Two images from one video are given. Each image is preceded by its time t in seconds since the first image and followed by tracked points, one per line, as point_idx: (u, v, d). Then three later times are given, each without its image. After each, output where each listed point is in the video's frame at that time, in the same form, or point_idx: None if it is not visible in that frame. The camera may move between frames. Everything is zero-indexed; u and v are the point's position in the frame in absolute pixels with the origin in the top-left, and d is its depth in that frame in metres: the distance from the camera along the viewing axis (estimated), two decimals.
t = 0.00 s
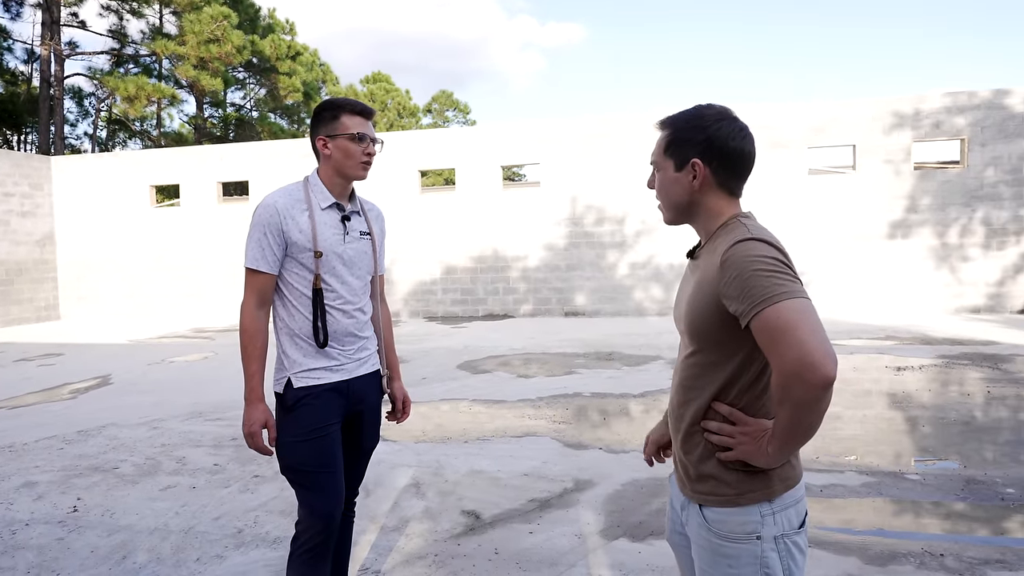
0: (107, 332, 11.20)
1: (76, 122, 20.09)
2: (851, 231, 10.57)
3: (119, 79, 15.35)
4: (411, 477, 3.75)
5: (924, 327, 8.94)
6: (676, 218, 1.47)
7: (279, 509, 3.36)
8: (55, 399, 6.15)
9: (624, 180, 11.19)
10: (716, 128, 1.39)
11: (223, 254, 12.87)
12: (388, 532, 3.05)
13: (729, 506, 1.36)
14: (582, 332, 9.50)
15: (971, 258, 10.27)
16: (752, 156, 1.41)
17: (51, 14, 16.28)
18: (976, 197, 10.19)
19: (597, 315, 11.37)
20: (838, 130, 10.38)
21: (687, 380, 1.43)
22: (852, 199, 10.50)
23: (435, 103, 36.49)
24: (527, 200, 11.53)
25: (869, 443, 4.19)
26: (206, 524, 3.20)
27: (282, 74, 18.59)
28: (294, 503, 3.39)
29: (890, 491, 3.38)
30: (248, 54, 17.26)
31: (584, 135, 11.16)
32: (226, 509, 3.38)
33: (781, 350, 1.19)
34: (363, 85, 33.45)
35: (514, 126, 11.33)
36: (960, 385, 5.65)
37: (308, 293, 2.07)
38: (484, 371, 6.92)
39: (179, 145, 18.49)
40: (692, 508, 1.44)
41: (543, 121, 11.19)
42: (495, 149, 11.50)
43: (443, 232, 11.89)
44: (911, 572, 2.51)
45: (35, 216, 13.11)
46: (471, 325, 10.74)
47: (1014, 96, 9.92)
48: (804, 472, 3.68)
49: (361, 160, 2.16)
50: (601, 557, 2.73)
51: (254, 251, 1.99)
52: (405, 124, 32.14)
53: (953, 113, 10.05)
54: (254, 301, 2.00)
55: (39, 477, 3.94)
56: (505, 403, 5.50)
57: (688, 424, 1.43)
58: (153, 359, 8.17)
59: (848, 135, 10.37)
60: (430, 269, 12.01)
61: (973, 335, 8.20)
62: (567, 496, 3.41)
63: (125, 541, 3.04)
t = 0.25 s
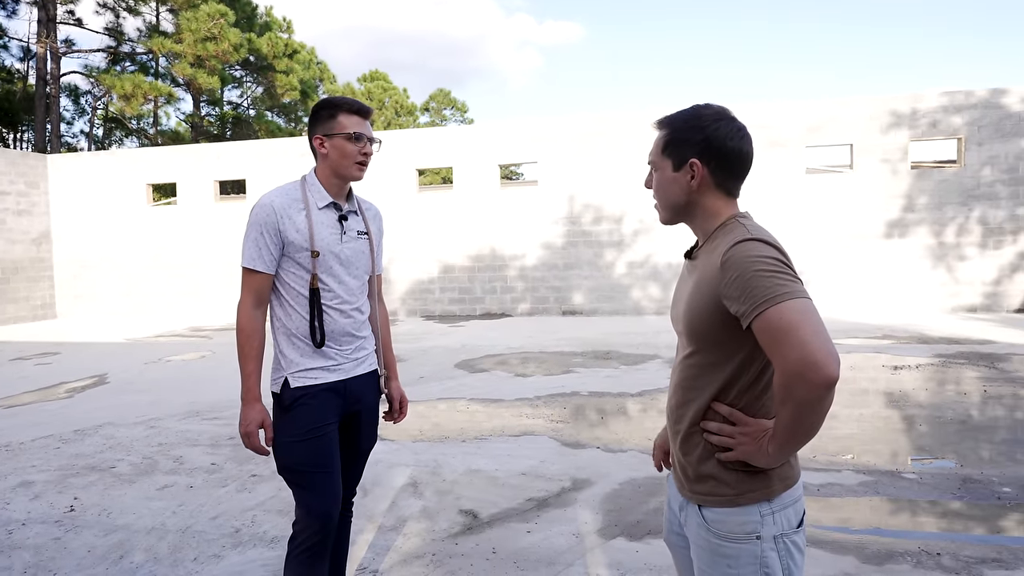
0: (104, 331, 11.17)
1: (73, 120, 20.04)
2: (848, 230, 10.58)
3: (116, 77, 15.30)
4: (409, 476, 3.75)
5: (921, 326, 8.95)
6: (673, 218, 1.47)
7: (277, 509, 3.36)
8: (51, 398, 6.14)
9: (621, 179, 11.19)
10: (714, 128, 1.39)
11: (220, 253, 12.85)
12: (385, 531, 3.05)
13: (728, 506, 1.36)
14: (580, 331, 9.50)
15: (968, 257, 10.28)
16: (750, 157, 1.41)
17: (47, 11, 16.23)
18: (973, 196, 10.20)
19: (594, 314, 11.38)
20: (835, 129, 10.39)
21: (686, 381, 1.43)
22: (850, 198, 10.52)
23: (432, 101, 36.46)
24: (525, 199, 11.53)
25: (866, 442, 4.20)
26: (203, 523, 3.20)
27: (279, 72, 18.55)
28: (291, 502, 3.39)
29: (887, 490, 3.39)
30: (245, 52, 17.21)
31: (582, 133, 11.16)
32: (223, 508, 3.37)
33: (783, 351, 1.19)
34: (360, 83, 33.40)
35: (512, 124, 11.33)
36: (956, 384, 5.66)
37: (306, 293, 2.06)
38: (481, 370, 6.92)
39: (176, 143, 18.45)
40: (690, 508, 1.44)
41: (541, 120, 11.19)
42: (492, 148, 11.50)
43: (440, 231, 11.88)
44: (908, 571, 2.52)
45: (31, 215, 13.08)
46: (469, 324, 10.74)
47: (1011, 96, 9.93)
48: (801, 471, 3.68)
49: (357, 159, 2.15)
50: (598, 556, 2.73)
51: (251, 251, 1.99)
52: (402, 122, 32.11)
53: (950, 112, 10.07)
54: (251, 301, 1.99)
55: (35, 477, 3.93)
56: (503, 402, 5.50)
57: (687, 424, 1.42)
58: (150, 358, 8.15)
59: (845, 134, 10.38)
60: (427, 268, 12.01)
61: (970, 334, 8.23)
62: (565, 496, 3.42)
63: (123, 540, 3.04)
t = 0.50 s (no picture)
0: (101, 331, 11.16)
1: (70, 120, 20.01)
2: (846, 229, 10.59)
3: (113, 77, 15.27)
4: (407, 476, 3.75)
5: (919, 325, 8.96)
6: (671, 218, 1.47)
7: (275, 509, 3.36)
8: (49, 398, 6.13)
9: (620, 178, 11.19)
10: (711, 128, 1.39)
11: (218, 253, 12.84)
12: (384, 531, 3.05)
13: (726, 506, 1.36)
14: (579, 331, 9.50)
15: (966, 256, 10.30)
16: (747, 157, 1.41)
17: (44, 10, 16.19)
18: (970, 195, 10.22)
19: (593, 314, 11.38)
20: (833, 128, 10.40)
21: (684, 381, 1.42)
22: (847, 197, 10.52)
23: (430, 101, 36.45)
24: (523, 198, 11.53)
25: (864, 441, 4.21)
26: (201, 524, 3.19)
27: (277, 71, 18.53)
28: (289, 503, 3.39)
29: (885, 489, 3.39)
30: (243, 52, 17.20)
31: (580, 133, 11.16)
32: (221, 508, 3.37)
33: (782, 350, 1.19)
34: (358, 82, 33.36)
35: (510, 124, 11.33)
36: (954, 383, 5.67)
37: (303, 293, 2.06)
38: (479, 370, 6.92)
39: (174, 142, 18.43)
40: (688, 509, 1.44)
41: (539, 120, 11.19)
42: (491, 148, 11.50)
43: (438, 231, 11.88)
44: (905, 570, 2.52)
45: (28, 215, 13.06)
46: (467, 324, 10.74)
47: (1008, 95, 9.94)
48: (800, 471, 3.69)
49: (354, 159, 2.14)
50: (597, 556, 2.73)
51: (248, 251, 1.99)
52: (400, 122, 32.10)
53: (947, 112, 10.09)
54: (248, 301, 1.99)
55: (32, 477, 3.93)
56: (501, 401, 5.50)
57: (685, 425, 1.42)
58: (148, 358, 8.14)
59: (843, 133, 10.39)
60: (425, 267, 12.00)
61: (967, 333, 8.24)
62: (563, 495, 3.42)
63: (120, 541, 3.03)
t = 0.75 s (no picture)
0: (98, 332, 11.14)
1: (66, 120, 19.97)
2: (842, 229, 10.61)
3: (109, 77, 15.24)
4: (405, 476, 3.75)
5: (916, 325, 8.97)
6: (666, 218, 1.47)
7: (272, 509, 3.36)
8: (45, 399, 6.12)
9: (617, 178, 11.19)
10: (707, 128, 1.39)
11: (215, 253, 12.82)
12: (381, 531, 3.05)
13: (722, 505, 1.36)
14: (576, 331, 9.50)
15: (962, 256, 10.33)
16: (742, 157, 1.42)
17: (40, 10, 16.15)
18: (966, 195, 10.24)
19: (590, 314, 11.39)
20: (830, 128, 10.42)
21: (680, 381, 1.43)
22: (844, 196, 10.55)
23: (428, 101, 36.43)
24: (521, 198, 11.53)
25: (861, 440, 4.22)
26: (198, 524, 3.19)
27: (274, 71, 18.51)
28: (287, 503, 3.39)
29: (881, 488, 3.40)
30: (240, 52, 17.18)
31: (577, 133, 11.17)
32: (218, 509, 3.37)
33: (776, 350, 1.19)
34: (355, 82, 33.34)
35: (507, 124, 11.33)
36: (950, 382, 5.69)
37: (300, 294, 2.06)
38: (477, 370, 6.92)
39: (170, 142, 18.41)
40: (684, 508, 1.45)
41: (537, 120, 11.19)
42: (488, 148, 11.50)
43: (436, 231, 11.88)
44: (902, 568, 2.53)
45: (24, 215, 13.03)
46: (465, 324, 10.73)
47: (1004, 95, 9.97)
48: (796, 470, 3.70)
49: (350, 159, 2.15)
50: (594, 555, 2.73)
51: (244, 252, 1.99)
52: (398, 122, 32.08)
53: (943, 112, 10.11)
54: (245, 302, 1.99)
55: (29, 478, 3.92)
56: (499, 401, 5.51)
57: (681, 424, 1.43)
58: (145, 359, 8.13)
59: (840, 133, 10.41)
60: (423, 267, 12.00)
61: (964, 332, 8.26)
62: (561, 495, 3.42)
63: (117, 542, 3.03)
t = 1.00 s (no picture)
0: (94, 329, 11.11)
1: (62, 117, 19.90)
2: (839, 229, 10.64)
3: (106, 74, 15.19)
4: (401, 474, 3.75)
5: (911, 325, 9.00)
6: (663, 216, 1.48)
7: (268, 508, 3.35)
8: (40, 396, 6.11)
9: (614, 177, 11.19)
10: (704, 127, 1.40)
11: (211, 251, 12.79)
12: (377, 530, 3.05)
13: (717, 503, 1.37)
14: (573, 330, 9.51)
15: (957, 257, 10.36)
16: (739, 156, 1.42)
17: (36, 7, 16.09)
18: (962, 196, 10.27)
19: (587, 313, 11.39)
20: (827, 129, 10.44)
21: (675, 379, 1.43)
22: (841, 197, 10.57)
23: (425, 99, 36.39)
24: (518, 197, 11.53)
25: (856, 440, 4.23)
26: (193, 522, 3.19)
27: (271, 69, 18.48)
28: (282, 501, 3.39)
29: (876, 487, 3.41)
30: (237, 49, 17.14)
31: (575, 132, 11.17)
32: (214, 507, 3.36)
33: (772, 347, 1.19)
34: (353, 80, 33.29)
35: (505, 123, 11.33)
36: (945, 382, 5.70)
37: (295, 291, 2.06)
38: (474, 368, 6.92)
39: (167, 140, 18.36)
40: (679, 506, 1.45)
41: (534, 119, 11.19)
42: (485, 147, 11.50)
43: (433, 229, 11.87)
44: (896, 567, 2.54)
45: (20, 212, 12.98)
46: (461, 323, 10.73)
47: (1000, 96, 10.00)
48: (792, 469, 3.70)
49: (345, 156, 2.14)
50: (589, 554, 2.73)
51: (240, 249, 1.99)
52: (395, 121, 32.04)
53: (940, 113, 10.13)
54: (240, 300, 1.99)
55: (24, 476, 3.91)
56: (495, 400, 5.51)
57: (676, 422, 1.43)
58: (141, 357, 8.11)
59: (837, 134, 10.43)
60: (420, 266, 11.99)
61: (959, 332, 8.28)
62: (557, 494, 3.42)
63: (111, 539, 3.02)
